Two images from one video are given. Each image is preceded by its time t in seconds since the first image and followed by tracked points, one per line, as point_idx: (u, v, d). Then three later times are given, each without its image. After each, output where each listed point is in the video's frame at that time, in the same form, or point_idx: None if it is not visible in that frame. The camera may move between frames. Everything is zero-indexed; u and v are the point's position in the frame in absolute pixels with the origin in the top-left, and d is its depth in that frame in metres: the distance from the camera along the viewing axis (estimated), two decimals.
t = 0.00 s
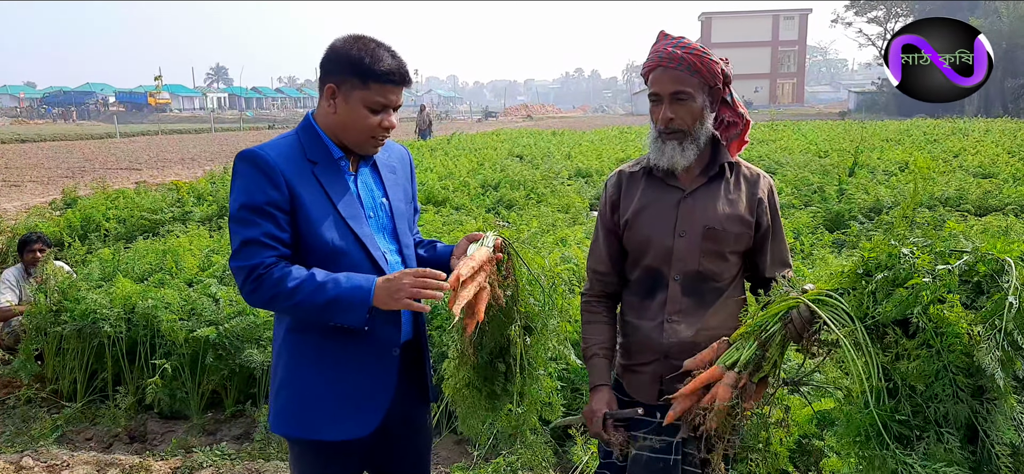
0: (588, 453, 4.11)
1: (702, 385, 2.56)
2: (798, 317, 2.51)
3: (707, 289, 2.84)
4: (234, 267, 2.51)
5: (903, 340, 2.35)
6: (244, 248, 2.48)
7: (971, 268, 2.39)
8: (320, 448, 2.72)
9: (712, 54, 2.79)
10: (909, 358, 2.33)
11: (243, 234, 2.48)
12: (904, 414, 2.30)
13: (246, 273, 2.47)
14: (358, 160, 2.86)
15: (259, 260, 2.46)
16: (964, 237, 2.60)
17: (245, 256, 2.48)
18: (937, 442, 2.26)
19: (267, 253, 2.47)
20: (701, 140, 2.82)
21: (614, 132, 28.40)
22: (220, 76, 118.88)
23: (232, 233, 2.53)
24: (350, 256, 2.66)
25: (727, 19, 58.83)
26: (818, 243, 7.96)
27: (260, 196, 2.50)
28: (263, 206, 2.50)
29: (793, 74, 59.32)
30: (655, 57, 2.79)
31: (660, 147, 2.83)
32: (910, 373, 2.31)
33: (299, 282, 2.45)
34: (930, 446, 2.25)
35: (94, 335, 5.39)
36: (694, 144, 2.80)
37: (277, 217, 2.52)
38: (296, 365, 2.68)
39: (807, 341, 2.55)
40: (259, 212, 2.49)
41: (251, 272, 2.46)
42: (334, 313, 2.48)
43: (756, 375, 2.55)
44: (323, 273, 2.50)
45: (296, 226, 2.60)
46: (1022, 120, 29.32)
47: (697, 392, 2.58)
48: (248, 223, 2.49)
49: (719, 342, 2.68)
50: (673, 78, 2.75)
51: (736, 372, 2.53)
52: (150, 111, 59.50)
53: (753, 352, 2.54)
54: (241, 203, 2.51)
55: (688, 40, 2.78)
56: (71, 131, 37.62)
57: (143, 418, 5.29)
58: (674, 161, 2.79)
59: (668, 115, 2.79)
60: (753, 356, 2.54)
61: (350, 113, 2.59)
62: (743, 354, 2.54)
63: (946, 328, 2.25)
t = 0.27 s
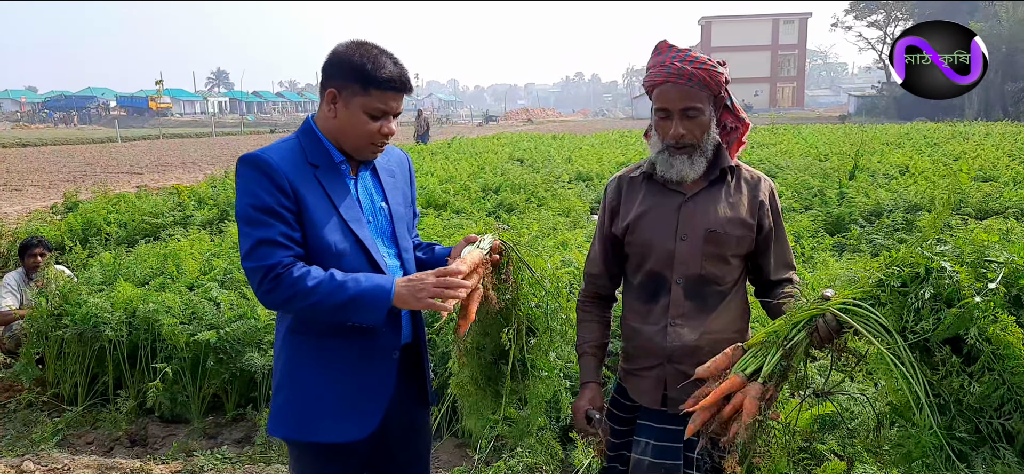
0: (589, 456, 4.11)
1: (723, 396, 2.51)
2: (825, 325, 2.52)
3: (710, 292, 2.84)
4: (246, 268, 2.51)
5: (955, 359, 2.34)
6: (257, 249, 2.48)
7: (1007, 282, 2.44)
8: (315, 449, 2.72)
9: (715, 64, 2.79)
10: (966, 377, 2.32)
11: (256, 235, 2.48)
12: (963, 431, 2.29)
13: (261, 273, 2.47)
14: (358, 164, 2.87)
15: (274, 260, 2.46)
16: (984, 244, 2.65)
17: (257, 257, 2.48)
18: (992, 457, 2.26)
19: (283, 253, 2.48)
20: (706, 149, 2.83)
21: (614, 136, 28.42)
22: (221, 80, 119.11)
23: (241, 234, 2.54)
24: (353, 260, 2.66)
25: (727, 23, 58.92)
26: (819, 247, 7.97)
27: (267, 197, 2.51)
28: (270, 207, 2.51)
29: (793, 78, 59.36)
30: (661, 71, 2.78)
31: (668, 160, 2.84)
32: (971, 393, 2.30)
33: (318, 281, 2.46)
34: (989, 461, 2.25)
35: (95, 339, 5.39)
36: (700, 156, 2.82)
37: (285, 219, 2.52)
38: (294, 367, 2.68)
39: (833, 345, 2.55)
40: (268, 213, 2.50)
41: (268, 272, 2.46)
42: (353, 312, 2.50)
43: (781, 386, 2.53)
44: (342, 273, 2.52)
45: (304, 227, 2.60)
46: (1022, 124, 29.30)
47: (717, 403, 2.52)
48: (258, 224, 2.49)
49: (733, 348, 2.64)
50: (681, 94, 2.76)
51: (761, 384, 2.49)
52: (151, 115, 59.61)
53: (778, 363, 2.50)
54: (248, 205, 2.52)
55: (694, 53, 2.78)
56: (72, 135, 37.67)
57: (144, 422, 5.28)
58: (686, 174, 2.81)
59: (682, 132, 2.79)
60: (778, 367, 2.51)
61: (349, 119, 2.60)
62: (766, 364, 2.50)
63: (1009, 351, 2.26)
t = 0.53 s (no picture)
0: (586, 459, 4.11)
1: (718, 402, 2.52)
2: (824, 333, 2.53)
3: (706, 296, 2.84)
4: (243, 272, 2.50)
5: (959, 376, 2.33)
6: (255, 253, 2.47)
7: (1014, 296, 2.39)
8: (307, 453, 2.71)
9: (711, 74, 2.78)
10: (972, 395, 2.31)
11: (255, 239, 2.47)
12: (968, 448, 2.27)
13: (261, 278, 2.46)
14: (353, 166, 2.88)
15: (275, 265, 2.46)
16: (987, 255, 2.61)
17: (257, 261, 2.47)
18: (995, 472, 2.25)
19: (283, 257, 2.48)
20: (706, 158, 2.83)
21: (611, 140, 28.46)
22: (219, 83, 119.14)
23: (238, 238, 2.53)
24: (351, 262, 2.66)
25: (724, 27, 59.06)
26: (815, 250, 7.98)
27: (265, 200, 2.50)
28: (267, 210, 2.50)
29: (790, 81, 59.50)
30: (659, 98, 2.74)
31: (668, 172, 2.86)
32: (978, 412, 2.28)
33: (317, 287, 2.46)
34: None
35: (90, 342, 5.37)
36: (699, 165, 2.82)
37: (283, 222, 2.52)
38: (287, 370, 2.67)
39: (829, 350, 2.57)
40: (267, 216, 2.49)
41: (269, 277, 2.45)
42: (354, 318, 2.51)
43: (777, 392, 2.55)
44: (342, 279, 2.52)
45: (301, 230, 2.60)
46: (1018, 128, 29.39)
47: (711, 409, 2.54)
48: (257, 227, 2.48)
49: (724, 352, 2.66)
50: (684, 116, 2.76)
51: (758, 391, 2.51)
52: (149, 118, 59.58)
53: (774, 370, 2.53)
54: (245, 208, 2.51)
55: (691, 73, 2.74)
56: (69, 137, 37.62)
57: (140, 426, 5.26)
58: (687, 186, 2.82)
59: (683, 149, 2.79)
60: (774, 373, 2.54)
61: (347, 123, 2.60)
62: (762, 371, 2.53)
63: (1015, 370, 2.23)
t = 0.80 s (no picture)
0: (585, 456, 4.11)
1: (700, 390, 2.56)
2: (809, 328, 2.55)
3: (703, 292, 2.85)
4: (238, 274, 2.49)
5: (935, 372, 2.37)
6: (244, 258, 2.47)
7: (998, 300, 2.42)
8: (308, 450, 2.72)
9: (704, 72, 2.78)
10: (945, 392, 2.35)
11: (250, 239, 2.47)
12: (936, 444, 2.32)
13: (254, 280, 2.46)
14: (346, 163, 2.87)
15: (267, 267, 2.46)
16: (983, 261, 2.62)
17: (253, 262, 2.47)
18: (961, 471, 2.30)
19: (276, 259, 2.47)
20: (703, 156, 2.84)
21: (609, 136, 28.44)
22: (215, 81, 118.88)
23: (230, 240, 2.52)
24: (350, 259, 2.67)
25: (722, 24, 59.01)
26: (813, 246, 8.00)
27: (261, 200, 2.49)
28: (261, 211, 2.49)
29: (788, 78, 59.55)
30: (651, 91, 2.74)
31: (664, 170, 2.86)
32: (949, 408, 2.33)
33: (313, 287, 2.46)
34: None
35: (88, 340, 5.37)
36: (696, 164, 2.82)
37: (278, 221, 2.52)
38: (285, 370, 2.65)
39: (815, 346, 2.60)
40: (262, 216, 2.49)
41: (261, 279, 2.45)
42: (350, 316, 2.52)
43: (760, 383, 2.56)
44: (334, 278, 2.53)
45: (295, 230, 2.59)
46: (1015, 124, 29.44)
47: (693, 397, 2.57)
48: (251, 227, 2.48)
49: (712, 343, 2.68)
50: (676, 112, 2.76)
51: (740, 381, 2.54)
52: (146, 116, 59.48)
53: (757, 362, 2.55)
54: (237, 209, 2.50)
55: (683, 69, 2.74)
56: (65, 135, 37.49)
57: (138, 423, 5.26)
58: (680, 183, 2.83)
59: (675, 146, 2.80)
60: (757, 365, 2.56)
61: (356, 118, 2.62)
62: (746, 362, 2.55)
63: (987, 369, 2.28)
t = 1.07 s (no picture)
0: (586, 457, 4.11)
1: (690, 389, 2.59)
2: (794, 327, 2.58)
3: (705, 294, 2.86)
4: (259, 267, 2.48)
5: (908, 366, 2.36)
6: (271, 250, 2.45)
7: (978, 295, 2.37)
8: (316, 450, 2.73)
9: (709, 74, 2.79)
10: (916, 386, 2.33)
11: (270, 233, 2.46)
12: (908, 439, 2.32)
13: (278, 275, 2.44)
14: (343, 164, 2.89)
15: (291, 260, 2.44)
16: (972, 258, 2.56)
17: (271, 255, 2.46)
18: (935, 469, 2.29)
19: (303, 252, 2.47)
20: (706, 157, 2.85)
21: (611, 138, 28.44)
22: (218, 83, 119.13)
23: (249, 235, 2.50)
24: (358, 258, 2.69)
25: (724, 26, 59.03)
26: (815, 248, 8.01)
27: (278, 196, 2.50)
28: (280, 207, 2.50)
29: (790, 80, 59.56)
30: (656, 90, 2.76)
31: (666, 169, 2.86)
32: (917, 402, 2.32)
33: (334, 280, 2.48)
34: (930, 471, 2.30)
35: (92, 342, 5.38)
36: (699, 165, 2.84)
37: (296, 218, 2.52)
38: (294, 370, 2.65)
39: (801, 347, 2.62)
40: (281, 210, 2.50)
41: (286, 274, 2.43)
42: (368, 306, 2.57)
43: (746, 382, 2.61)
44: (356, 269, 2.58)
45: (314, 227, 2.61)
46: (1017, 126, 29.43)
47: (684, 395, 2.61)
48: (269, 223, 2.47)
49: (705, 343, 2.73)
50: (680, 111, 2.77)
51: (727, 379, 2.58)
52: (148, 118, 59.60)
53: (743, 360, 2.60)
54: (258, 203, 2.49)
55: (688, 68, 2.76)
56: (68, 137, 37.58)
57: (142, 425, 5.28)
58: (681, 183, 2.84)
59: (676, 145, 2.81)
60: (744, 363, 2.60)
61: (363, 118, 2.67)
62: (733, 361, 2.60)
63: (957, 362, 2.24)
